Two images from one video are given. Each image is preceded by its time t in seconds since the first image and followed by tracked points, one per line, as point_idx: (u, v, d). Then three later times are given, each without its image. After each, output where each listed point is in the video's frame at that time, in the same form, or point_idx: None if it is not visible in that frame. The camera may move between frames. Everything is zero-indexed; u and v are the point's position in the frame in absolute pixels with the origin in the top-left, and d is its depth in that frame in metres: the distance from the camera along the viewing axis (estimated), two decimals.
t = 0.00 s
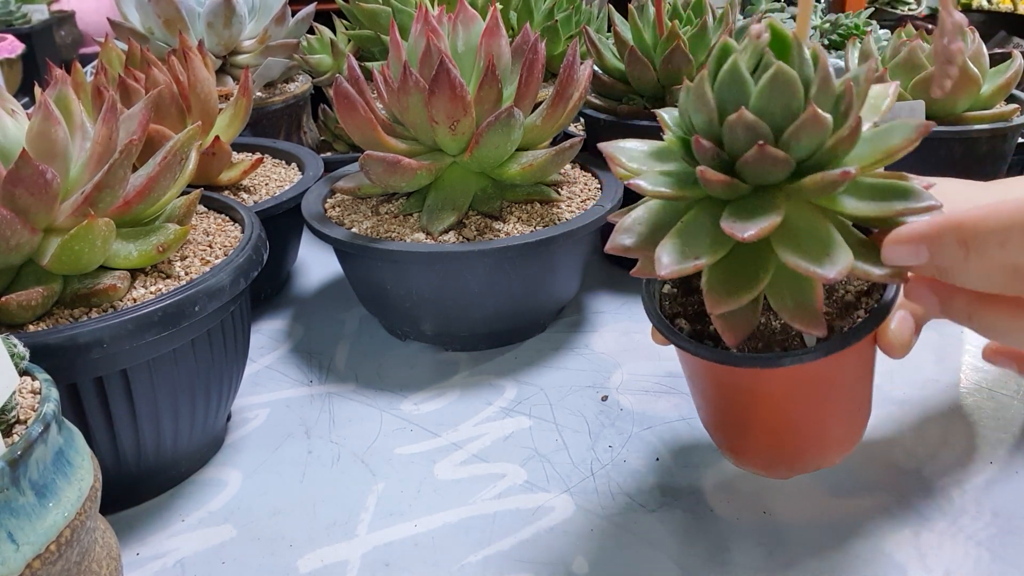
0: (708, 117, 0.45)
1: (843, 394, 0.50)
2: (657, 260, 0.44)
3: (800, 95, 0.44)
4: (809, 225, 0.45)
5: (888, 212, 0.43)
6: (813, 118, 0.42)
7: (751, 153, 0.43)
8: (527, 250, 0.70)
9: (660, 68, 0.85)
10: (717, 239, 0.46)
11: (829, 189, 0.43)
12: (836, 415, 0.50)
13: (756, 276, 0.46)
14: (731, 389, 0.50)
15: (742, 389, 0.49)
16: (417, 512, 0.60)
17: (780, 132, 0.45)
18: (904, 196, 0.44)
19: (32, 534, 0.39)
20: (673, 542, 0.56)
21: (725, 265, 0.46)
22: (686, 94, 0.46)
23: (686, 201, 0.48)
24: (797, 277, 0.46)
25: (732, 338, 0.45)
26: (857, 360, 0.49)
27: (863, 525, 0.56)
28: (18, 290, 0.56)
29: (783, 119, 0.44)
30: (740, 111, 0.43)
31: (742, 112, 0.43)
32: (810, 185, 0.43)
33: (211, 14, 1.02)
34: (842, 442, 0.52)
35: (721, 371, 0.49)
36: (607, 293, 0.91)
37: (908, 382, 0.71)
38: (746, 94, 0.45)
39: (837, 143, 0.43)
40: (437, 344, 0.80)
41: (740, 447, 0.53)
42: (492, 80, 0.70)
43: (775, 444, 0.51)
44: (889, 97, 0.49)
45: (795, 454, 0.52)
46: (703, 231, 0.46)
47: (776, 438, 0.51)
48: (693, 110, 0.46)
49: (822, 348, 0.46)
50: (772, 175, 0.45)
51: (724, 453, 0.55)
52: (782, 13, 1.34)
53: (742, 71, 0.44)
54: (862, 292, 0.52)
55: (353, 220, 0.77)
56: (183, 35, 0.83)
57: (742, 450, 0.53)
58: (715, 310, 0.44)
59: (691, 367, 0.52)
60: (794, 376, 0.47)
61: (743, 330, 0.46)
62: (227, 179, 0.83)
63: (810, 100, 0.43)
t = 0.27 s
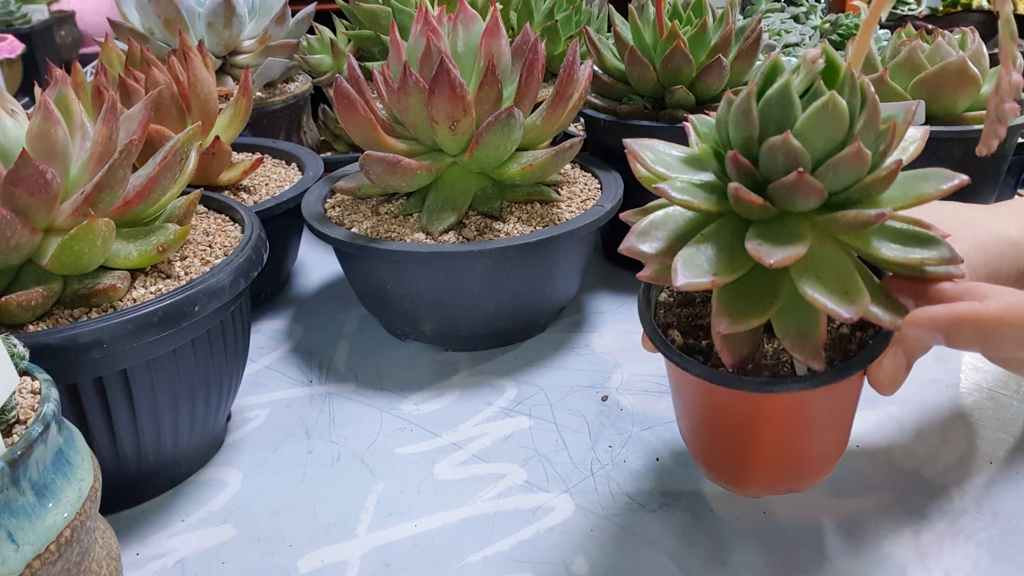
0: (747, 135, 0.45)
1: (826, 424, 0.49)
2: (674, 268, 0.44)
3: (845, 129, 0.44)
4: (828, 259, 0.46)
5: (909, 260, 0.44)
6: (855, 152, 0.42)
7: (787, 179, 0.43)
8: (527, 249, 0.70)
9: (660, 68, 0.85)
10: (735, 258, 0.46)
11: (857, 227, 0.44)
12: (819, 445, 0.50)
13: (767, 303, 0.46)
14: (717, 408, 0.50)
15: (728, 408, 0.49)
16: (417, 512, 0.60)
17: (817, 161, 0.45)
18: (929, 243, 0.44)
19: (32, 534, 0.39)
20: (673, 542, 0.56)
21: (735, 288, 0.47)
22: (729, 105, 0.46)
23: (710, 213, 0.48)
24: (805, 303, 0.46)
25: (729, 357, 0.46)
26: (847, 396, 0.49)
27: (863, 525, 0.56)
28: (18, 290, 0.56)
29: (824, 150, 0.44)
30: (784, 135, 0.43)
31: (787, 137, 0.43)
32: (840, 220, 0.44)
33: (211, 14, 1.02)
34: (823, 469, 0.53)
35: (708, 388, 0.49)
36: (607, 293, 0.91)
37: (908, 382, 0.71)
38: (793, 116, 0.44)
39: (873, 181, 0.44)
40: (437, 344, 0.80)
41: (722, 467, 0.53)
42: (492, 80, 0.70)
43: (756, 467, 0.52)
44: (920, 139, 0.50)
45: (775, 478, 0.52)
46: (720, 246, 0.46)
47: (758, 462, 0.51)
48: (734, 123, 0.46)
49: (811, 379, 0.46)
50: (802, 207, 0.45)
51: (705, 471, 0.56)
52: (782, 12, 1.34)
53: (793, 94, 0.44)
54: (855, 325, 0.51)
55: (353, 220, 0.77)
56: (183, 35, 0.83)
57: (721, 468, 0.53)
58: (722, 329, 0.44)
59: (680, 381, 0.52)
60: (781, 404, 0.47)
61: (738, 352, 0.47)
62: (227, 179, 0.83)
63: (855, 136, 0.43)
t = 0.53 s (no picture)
0: (768, 153, 0.45)
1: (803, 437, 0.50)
2: (681, 280, 0.43)
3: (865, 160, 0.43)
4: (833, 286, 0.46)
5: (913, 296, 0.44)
6: (874, 185, 0.42)
7: (803, 204, 0.43)
8: (527, 249, 0.70)
9: (660, 68, 0.85)
10: (740, 276, 0.46)
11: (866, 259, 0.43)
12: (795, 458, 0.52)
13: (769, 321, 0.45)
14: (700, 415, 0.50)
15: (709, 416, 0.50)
16: (417, 512, 0.60)
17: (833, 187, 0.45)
18: (934, 279, 0.45)
19: (32, 534, 0.39)
20: (673, 542, 0.56)
21: (737, 305, 0.46)
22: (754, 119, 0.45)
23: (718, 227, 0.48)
24: (803, 324, 0.46)
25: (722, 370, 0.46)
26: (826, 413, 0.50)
27: (864, 524, 0.56)
28: (18, 289, 0.56)
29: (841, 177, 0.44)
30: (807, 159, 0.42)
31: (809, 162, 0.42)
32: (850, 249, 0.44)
33: (211, 14, 1.02)
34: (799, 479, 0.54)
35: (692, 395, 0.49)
36: (607, 293, 0.91)
37: (908, 382, 0.71)
38: (815, 139, 0.44)
39: (886, 214, 0.44)
40: (437, 344, 0.80)
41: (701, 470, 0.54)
42: (492, 80, 0.70)
43: (732, 473, 0.53)
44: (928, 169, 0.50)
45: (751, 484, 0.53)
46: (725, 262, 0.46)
47: (735, 468, 0.52)
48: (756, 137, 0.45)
49: (792, 400, 0.46)
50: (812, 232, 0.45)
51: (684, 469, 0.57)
52: (782, 13, 1.34)
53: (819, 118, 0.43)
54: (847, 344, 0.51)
55: (353, 220, 0.77)
56: (183, 35, 0.83)
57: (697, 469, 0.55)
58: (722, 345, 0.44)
59: (665, 383, 0.52)
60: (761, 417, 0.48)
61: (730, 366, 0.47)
62: (227, 179, 0.83)
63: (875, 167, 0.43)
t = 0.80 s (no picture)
0: (752, 155, 0.45)
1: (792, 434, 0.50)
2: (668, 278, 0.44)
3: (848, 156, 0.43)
4: (823, 282, 0.45)
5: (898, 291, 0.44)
6: (857, 181, 0.42)
7: (789, 202, 0.43)
8: (527, 249, 0.70)
9: (660, 68, 0.85)
10: (729, 274, 0.46)
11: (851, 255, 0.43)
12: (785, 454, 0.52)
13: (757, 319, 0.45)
14: (690, 415, 0.50)
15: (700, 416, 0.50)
16: (417, 512, 0.60)
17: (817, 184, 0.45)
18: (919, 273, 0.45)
19: (32, 534, 0.39)
20: (673, 542, 0.56)
21: (726, 303, 0.46)
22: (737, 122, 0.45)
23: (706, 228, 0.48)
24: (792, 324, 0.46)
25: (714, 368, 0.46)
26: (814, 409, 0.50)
27: (864, 524, 0.56)
28: (18, 290, 0.56)
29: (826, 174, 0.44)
30: (789, 158, 0.42)
31: (792, 161, 0.42)
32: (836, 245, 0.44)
33: (211, 14, 1.02)
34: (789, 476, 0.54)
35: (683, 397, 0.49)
36: (607, 293, 0.91)
37: (907, 382, 0.71)
38: (798, 137, 0.44)
39: (870, 209, 0.44)
40: (437, 344, 0.80)
41: (691, 468, 0.55)
42: (492, 80, 0.70)
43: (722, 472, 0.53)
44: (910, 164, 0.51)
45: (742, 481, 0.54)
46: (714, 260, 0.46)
47: (725, 466, 0.53)
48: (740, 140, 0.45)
49: (784, 400, 0.46)
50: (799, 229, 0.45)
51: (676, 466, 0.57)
52: (782, 13, 1.34)
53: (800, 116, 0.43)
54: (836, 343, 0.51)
55: (353, 220, 0.77)
56: (183, 35, 0.83)
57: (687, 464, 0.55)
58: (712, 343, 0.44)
59: (656, 384, 0.52)
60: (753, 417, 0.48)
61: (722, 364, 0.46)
62: (227, 179, 0.83)
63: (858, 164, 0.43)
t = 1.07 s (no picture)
0: (723, 149, 0.45)
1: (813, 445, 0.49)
2: (662, 277, 0.42)
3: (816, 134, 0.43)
4: (814, 265, 0.44)
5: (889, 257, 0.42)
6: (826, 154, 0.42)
7: (764, 182, 0.42)
8: (527, 249, 0.70)
9: (660, 68, 0.85)
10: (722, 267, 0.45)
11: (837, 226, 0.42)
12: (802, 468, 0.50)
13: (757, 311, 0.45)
14: (699, 431, 0.49)
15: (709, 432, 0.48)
16: (417, 512, 0.60)
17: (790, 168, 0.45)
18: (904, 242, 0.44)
19: (32, 534, 0.39)
20: (673, 542, 0.56)
21: (723, 298, 0.45)
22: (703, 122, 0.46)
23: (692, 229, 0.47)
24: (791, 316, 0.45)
25: (725, 372, 0.45)
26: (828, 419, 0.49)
27: (864, 525, 0.56)
28: (18, 289, 0.56)
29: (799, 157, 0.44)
30: (759, 139, 0.42)
31: (761, 141, 0.42)
32: (819, 220, 0.43)
33: (211, 14, 1.02)
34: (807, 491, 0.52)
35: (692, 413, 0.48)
36: (607, 293, 0.91)
37: (907, 382, 0.71)
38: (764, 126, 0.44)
39: (846, 183, 0.43)
40: (437, 344, 0.80)
41: (702, 490, 0.53)
42: (492, 80, 0.70)
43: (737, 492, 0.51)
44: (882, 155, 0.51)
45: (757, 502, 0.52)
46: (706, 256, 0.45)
47: (738, 486, 0.51)
48: (709, 137, 0.45)
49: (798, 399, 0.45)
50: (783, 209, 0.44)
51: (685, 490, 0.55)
52: (782, 13, 1.34)
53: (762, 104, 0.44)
54: (839, 344, 0.50)
55: (353, 220, 0.77)
56: (183, 35, 0.83)
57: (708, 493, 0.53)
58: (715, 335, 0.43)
59: (661, 403, 0.51)
60: (768, 426, 0.47)
61: (733, 368, 0.45)
62: (227, 179, 0.83)
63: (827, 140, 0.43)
